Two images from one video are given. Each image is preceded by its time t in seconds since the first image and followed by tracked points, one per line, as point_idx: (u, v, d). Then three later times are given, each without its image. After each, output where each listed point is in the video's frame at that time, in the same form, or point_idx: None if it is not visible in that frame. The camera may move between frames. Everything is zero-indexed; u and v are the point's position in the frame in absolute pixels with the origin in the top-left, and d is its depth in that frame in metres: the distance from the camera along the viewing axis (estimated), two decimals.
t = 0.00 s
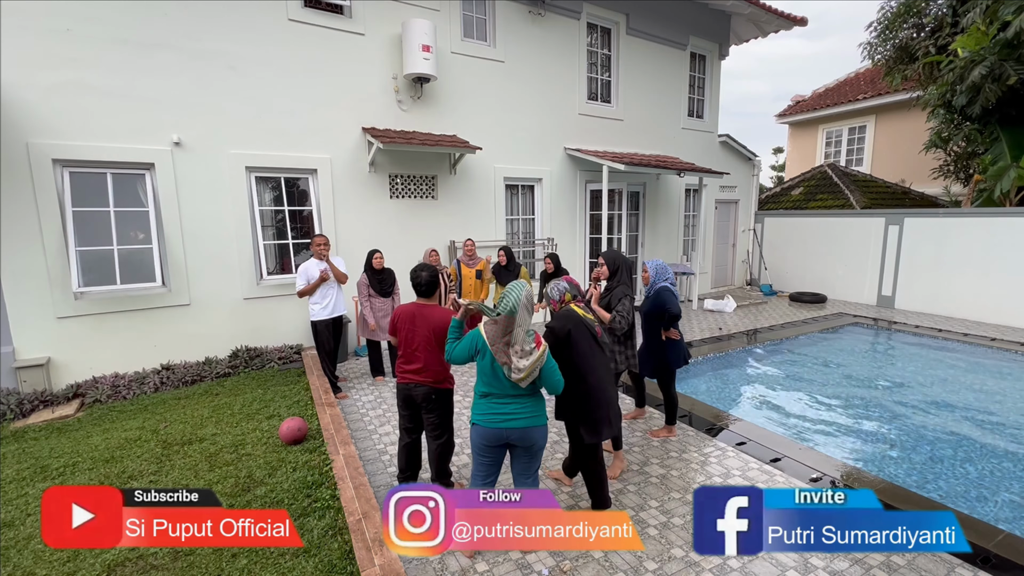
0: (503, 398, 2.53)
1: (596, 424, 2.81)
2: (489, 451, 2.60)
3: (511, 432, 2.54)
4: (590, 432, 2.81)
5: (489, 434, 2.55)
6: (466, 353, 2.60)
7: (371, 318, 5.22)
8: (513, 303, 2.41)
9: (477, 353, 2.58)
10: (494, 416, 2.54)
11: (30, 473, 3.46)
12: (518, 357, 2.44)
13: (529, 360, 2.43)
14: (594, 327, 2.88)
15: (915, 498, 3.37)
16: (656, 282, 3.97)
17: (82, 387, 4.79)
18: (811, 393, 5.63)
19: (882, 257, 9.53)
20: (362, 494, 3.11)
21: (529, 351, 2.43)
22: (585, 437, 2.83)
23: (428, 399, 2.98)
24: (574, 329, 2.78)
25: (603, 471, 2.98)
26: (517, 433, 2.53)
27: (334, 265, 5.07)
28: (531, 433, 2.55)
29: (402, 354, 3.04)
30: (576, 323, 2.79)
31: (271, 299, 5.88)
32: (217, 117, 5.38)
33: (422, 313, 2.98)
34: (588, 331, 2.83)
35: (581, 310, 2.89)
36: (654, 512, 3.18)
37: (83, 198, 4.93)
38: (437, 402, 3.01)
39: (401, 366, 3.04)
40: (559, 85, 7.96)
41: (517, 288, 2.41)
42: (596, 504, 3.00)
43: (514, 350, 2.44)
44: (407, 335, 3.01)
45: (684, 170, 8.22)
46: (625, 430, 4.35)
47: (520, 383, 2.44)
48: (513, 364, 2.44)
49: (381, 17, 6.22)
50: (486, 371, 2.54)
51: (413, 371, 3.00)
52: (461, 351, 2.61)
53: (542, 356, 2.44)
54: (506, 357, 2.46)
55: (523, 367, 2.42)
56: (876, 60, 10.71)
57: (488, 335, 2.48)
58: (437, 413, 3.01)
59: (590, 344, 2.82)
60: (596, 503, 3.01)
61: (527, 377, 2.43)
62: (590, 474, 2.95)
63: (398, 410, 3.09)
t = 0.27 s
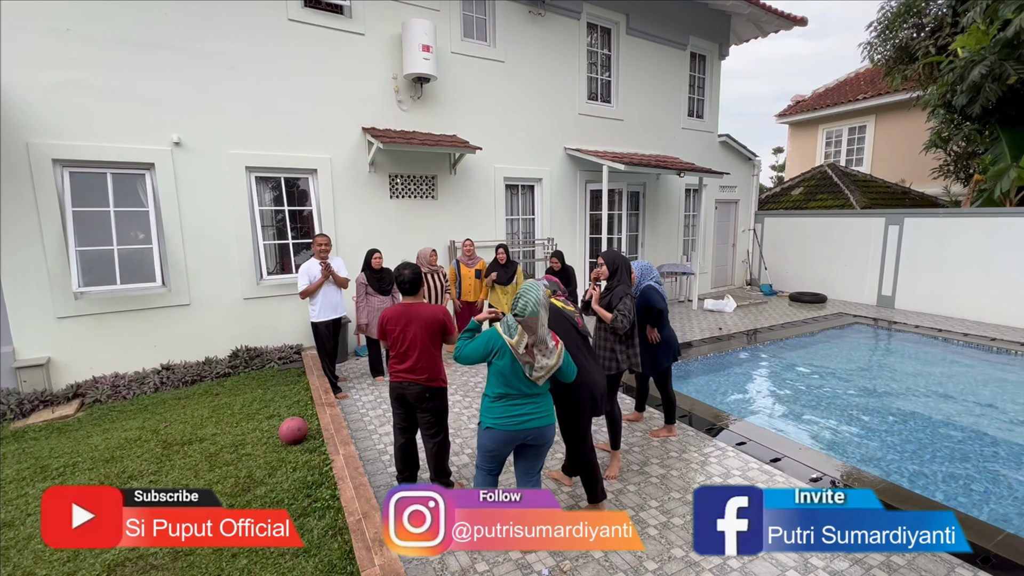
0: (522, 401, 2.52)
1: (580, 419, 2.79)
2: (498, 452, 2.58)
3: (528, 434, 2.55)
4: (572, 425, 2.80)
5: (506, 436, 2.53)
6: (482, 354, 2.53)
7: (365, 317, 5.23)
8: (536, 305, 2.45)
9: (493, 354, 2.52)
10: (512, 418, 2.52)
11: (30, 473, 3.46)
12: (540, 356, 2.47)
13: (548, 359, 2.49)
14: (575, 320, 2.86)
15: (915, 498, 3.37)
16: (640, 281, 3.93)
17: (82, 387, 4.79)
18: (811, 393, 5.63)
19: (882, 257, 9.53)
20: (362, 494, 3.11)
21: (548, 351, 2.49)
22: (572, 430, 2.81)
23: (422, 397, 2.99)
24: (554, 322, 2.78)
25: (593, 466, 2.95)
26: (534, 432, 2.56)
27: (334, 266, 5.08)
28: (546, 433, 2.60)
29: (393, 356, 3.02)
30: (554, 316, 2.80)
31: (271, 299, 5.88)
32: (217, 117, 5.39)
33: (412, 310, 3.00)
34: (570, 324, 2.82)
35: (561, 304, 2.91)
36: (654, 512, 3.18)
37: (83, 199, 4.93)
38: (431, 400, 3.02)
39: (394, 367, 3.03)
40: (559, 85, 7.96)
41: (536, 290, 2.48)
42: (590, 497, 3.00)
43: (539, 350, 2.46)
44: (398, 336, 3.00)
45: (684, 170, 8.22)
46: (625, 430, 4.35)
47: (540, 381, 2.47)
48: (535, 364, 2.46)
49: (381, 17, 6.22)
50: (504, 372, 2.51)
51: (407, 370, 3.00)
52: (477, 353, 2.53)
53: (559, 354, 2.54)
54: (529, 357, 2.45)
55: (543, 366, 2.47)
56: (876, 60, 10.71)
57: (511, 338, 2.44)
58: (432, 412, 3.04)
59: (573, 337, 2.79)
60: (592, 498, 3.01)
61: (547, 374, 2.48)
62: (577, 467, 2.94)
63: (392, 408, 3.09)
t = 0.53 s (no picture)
0: (528, 402, 2.54)
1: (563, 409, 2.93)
2: (502, 452, 2.58)
3: (532, 434, 2.57)
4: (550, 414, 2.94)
5: (513, 436, 2.53)
6: (488, 355, 2.50)
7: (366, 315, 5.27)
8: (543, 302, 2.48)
9: (500, 355, 2.50)
10: (520, 418, 2.53)
11: (30, 473, 3.46)
12: (549, 350, 2.53)
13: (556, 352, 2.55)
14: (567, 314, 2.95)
15: (915, 498, 3.37)
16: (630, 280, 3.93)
17: (82, 387, 4.79)
18: (811, 393, 5.63)
19: (882, 257, 9.53)
20: (362, 494, 3.11)
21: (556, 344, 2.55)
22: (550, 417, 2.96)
23: (413, 397, 2.99)
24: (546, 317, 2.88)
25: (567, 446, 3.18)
26: (540, 431, 2.58)
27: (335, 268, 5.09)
28: (548, 432, 2.62)
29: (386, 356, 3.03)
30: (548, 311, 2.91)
31: (271, 298, 5.88)
32: (217, 117, 5.39)
33: (402, 309, 3.01)
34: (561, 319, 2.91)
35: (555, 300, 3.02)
36: (654, 512, 3.18)
37: (83, 199, 4.93)
38: (423, 400, 3.02)
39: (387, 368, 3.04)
40: (559, 85, 7.95)
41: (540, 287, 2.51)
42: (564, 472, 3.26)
43: (548, 344, 2.52)
44: (389, 336, 3.01)
45: (684, 170, 8.22)
46: (625, 430, 4.35)
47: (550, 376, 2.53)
48: (545, 359, 2.51)
49: (381, 17, 6.21)
50: (513, 372, 2.50)
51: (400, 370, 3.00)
52: (482, 352, 2.49)
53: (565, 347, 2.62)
54: (539, 352, 2.50)
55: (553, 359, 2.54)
56: (876, 59, 10.70)
57: (520, 336, 2.48)
58: (427, 413, 3.07)
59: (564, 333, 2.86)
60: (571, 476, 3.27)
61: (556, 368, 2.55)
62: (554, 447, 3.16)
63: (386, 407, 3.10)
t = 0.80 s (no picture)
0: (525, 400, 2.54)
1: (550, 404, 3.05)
2: (503, 451, 2.57)
3: (530, 432, 2.57)
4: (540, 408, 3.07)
5: (514, 435, 2.53)
6: (487, 355, 2.49)
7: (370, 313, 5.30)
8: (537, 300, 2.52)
9: (499, 355, 2.50)
10: (520, 416, 2.53)
11: (29, 474, 3.46)
12: (545, 348, 2.56)
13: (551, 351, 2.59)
14: (559, 312, 2.99)
15: (915, 498, 3.37)
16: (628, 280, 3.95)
17: (82, 387, 4.79)
18: (811, 393, 5.62)
19: (882, 257, 9.53)
20: (362, 494, 3.11)
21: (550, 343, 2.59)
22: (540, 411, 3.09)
23: (408, 396, 2.99)
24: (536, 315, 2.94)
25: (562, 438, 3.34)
26: (540, 428, 2.59)
27: (334, 268, 5.09)
28: (545, 430, 2.62)
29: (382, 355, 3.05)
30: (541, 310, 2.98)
31: (271, 298, 5.88)
32: (217, 117, 5.39)
33: (397, 309, 3.01)
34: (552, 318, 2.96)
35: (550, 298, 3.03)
36: (654, 512, 3.18)
37: (83, 199, 4.93)
38: (419, 400, 3.02)
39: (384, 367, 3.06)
40: (559, 85, 7.95)
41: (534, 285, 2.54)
42: (561, 464, 3.46)
43: (544, 342, 2.55)
44: (385, 335, 3.02)
45: (684, 170, 8.22)
46: (625, 430, 4.35)
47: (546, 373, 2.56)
48: (541, 356, 2.54)
49: (381, 17, 6.21)
50: (512, 371, 2.50)
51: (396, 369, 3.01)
52: (480, 353, 2.48)
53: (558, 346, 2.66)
54: (536, 350, 2.52)
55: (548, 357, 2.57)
56: (876, 59, 10.70)
57: (517, 334, 2.50)
58: (425, 412, 3.07)
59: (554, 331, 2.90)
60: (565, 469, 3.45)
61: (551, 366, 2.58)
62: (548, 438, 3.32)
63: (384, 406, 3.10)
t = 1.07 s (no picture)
0: (519, 395, 2.55)
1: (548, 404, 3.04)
2: (495, 448, 2.57)
3: (523, 428, 2.57)
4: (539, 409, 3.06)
5: (506, 432, 2.53)
6: (481, 357, 2.48)
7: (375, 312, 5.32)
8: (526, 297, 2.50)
9: (492, 355, 2.49)
10: (511, 412, 2.53)
11: (29, 473, 3.46)
12: (536, 346, 2.55)
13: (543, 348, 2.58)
14: (554, 313, 2.97)
15: (915, 498, 3.37)
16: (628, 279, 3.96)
17: (82, 387, 4.79)
18: (812, 393, 5.62)
19: (882, 257, 9.53)
20: (362, 494, 3.11)
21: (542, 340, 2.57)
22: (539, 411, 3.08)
23: (410, 396, 3.00)
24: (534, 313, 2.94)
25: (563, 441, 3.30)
26: (532, 426, 2.59)
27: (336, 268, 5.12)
28: (538, 427, 2.62)
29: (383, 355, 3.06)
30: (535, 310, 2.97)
31: (271, 298, 5.88)
32: (217, 117, 5.39)
33: (398, 310, 3.01)
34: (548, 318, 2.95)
35: (546, 298, 3.02)
36: (654, 512, 3.18)
37: (83, 198, 4.93)
38: (420, 400, 3.03)
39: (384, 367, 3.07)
40: (559, 85, 7.96)
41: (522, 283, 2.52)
42: (560, 464, 3.43)
43: (536, 341, 2.54)
44: (386, 336, 3.03)
45: (684, 170, 8.22)
46: (625, 430, 4.35)
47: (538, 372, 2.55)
48: (533, 354, 2.53)
49: (381, 17, 6.21)
50: (505, 370, 2.50)
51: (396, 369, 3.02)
52: (474, 358, 2.47)
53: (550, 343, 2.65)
54: (528, 348, 2.51)
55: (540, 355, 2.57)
56: (876, 60, 10.70)
57: (507, 334, 2.50)
58: (427, 411, 3.09)
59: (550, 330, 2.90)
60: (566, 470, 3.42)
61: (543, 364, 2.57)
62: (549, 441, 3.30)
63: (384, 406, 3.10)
